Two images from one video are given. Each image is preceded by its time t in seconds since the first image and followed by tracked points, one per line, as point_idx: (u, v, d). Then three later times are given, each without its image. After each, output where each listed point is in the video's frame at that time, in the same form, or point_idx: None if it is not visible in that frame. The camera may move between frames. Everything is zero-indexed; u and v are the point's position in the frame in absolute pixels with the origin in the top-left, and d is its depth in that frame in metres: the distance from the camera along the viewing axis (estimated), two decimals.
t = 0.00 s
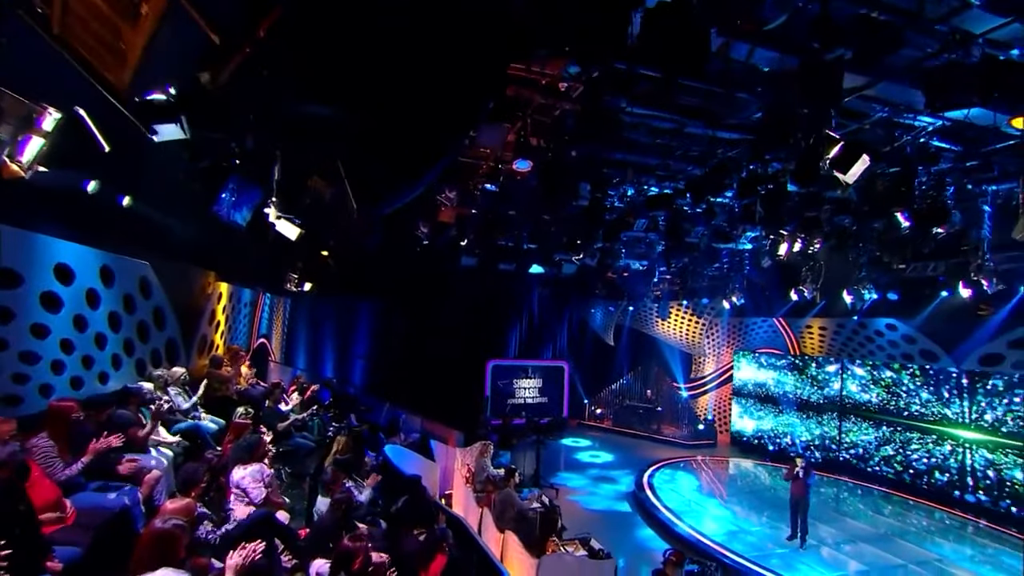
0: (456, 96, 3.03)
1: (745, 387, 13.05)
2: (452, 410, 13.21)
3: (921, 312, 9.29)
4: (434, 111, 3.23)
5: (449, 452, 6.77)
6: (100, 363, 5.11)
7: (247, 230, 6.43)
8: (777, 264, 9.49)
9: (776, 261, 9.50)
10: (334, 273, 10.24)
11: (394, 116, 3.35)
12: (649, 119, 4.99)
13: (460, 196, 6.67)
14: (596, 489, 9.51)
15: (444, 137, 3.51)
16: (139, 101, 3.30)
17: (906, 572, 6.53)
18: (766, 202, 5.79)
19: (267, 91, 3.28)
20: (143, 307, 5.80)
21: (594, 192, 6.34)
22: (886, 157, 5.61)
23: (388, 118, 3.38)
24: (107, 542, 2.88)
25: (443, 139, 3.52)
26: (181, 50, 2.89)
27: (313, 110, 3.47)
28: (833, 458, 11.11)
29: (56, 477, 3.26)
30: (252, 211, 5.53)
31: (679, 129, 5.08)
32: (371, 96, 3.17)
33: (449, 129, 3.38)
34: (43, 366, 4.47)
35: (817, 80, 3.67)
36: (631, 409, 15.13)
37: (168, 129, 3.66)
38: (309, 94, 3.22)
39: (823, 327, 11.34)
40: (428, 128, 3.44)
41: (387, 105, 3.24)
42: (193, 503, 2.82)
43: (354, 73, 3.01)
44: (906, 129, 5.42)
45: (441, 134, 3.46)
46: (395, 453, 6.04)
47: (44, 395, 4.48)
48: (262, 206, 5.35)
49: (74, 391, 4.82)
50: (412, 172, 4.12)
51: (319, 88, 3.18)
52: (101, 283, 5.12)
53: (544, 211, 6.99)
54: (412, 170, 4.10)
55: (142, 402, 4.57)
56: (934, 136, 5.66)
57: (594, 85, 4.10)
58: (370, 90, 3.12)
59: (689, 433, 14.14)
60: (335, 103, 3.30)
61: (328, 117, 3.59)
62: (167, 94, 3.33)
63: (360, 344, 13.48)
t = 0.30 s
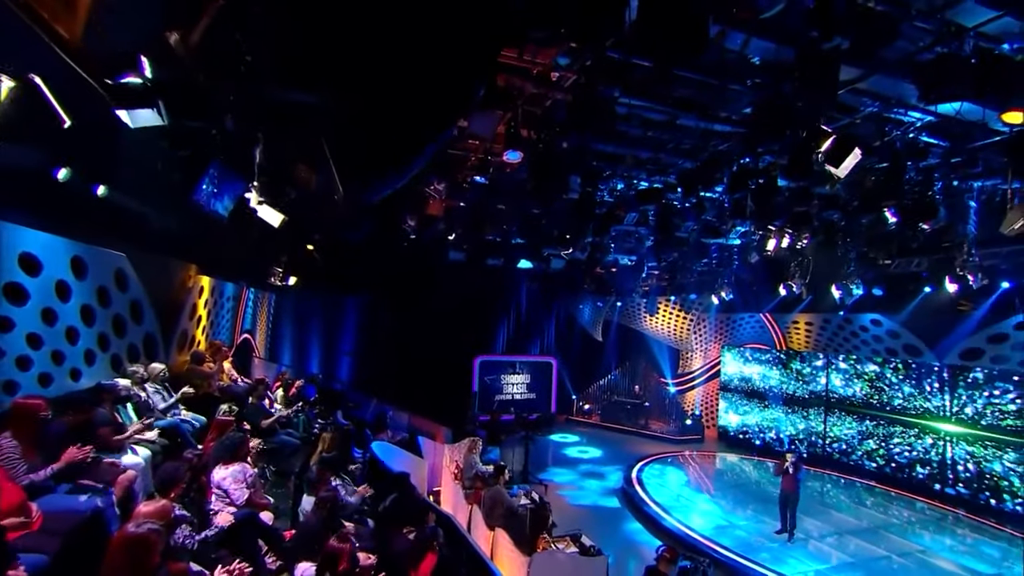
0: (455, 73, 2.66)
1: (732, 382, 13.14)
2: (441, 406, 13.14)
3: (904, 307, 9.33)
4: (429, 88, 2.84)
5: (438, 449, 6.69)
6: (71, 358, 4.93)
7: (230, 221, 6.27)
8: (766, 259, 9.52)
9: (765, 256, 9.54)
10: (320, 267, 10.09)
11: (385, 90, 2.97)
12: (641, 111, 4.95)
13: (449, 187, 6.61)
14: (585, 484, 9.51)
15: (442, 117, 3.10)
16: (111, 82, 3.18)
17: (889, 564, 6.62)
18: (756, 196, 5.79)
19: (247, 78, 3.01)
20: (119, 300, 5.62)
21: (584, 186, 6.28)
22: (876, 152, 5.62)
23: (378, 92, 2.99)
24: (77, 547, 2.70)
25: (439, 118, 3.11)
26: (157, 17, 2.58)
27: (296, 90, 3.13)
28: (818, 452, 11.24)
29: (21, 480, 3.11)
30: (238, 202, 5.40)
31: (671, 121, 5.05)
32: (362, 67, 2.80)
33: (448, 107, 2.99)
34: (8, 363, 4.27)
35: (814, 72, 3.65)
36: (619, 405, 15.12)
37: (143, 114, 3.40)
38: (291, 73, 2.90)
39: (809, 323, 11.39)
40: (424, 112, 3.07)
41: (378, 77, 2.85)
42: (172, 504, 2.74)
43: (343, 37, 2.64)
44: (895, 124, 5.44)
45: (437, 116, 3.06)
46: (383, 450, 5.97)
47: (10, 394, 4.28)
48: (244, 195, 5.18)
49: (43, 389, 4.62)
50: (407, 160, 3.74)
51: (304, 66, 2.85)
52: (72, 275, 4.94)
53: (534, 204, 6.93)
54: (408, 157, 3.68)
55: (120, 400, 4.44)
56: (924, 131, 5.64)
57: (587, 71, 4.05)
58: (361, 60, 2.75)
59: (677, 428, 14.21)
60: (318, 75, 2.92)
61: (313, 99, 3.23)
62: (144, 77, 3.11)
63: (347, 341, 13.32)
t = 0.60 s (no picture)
0: (444, 71, 2.50)
1: (719, 376, 13.21)
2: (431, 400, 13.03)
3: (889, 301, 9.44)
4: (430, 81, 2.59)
5: (427, 444, 6.61)
6: (40, 353, 4.67)
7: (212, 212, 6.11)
8: (754, 253, 9.55)
9: (753, 250, 9.57)
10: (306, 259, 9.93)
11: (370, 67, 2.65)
12: (633, 101, 4.89)
13: (438, 178, 6.50)
14: (573, 478, 9.51)
15: (437, 112, 2.86)
16: (82, 63, 2.96)
17: (873, 553, 6.68)
18: (748, 188, 5.76)
19: (224, 55, 2.89)
20: (93, 291, 5.40)
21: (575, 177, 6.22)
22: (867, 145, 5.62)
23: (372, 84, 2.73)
24: (47, 546, 2.56)
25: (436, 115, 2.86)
26: None
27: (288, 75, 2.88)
28: (804, 445, 11.33)
29: None
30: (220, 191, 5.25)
31: (664, 111, 4.99)
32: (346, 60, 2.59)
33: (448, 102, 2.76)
34: None
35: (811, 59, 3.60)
36: (607, 399, 15.11)
37: (116, 97, 3.21)
38: (273, 58, 2.69)
39: (796, 316, 11.48)
40: (406, 113, 2.90)
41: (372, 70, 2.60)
42: (145, 506, 2.64)
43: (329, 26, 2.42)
44: (886, 117, 5.44)
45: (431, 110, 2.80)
46: (371, 444, 5.91)
47: None
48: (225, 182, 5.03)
49: (8, 385, 4.36)
50: (382, 157, 3.56)
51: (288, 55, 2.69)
52: (41, 264, 4.64)
53: (523, 196, 6.84)
54: (390, 148, 3.44)
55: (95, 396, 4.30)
56: (914, 125, 5.62)
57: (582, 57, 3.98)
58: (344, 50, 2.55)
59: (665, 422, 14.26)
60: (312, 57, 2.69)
61: (293, 84, 3.00)
62: (117, 57, 2.92)
63: (332, 336, 13.21)
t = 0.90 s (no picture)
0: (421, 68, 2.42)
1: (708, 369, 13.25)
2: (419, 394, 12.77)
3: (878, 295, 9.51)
4: (413, 60, 2.38)
5: (416, 438, 6.51)
6: (11, 346, 4.47)
7: (195, 200, 5.94)
8: (745, 246, 9.55)
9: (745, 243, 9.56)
10: (293, 251, 9.77)
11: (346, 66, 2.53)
12: (627, 89, 4.82)
13: (429, 167, 6.38)
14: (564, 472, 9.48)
15: (419, 99, 2.65)
16: (54, 40, 2.79)
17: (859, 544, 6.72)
18: (741, 180, 5.72)
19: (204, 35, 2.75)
20: (68, 282, 5.27)
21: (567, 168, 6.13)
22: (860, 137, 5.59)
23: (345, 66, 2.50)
24: (17, 548, 2.44)
25: (415, 102, 2.63)
26: None
27: (268, 52, 2.66)
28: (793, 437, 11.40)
29: None
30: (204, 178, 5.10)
31: (659, 101, 4.92)
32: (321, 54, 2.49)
33: (429, 84, 2.55)
34: None
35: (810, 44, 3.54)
36: (598, 392, 15.15)
37: (91, 77, 3.09)
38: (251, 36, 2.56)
39: (785, 309, 11.56)
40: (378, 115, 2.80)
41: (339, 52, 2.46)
42: (122, 507, 2.59)
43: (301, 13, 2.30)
44: (880, 108, 5.41)
45: (408, 96, 2.58)
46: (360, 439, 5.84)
47: None
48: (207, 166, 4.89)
49: None
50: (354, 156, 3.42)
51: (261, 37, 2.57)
52: (9, 252, 4.48)
53: (515, 187, 6.75)
54: (357, 144, 3.16)
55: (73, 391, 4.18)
56: (907, 117, 5.59)
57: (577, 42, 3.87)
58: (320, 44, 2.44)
59: (655, 415, 14.29)
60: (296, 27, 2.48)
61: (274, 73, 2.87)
62: (91, 35, 2.85)
63: (321, 330, 13.05)
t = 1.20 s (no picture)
0: (412, 51, 2.33)
1: (697, 361, 13.27)
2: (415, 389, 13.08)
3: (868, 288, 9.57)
4: (398, 50, 2.31)
5: (407, 432, 6.43)
6: None
7: (178, 187, 5.78)
8: (738, 239, 9.52)
9: (737, 236, 9.52)
10: (281, 243, 9.58)
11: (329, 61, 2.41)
12: (623, 77, 4.76)
13: (420, 157, 6.27)
14: (555, 466, 9.44)
15: (405, 88, 2.56)
16: (23, 18, 2.67)
17: (850, 535, 6.75)
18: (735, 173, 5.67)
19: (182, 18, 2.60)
20: (43, 273, 4.94)
21: (561, 159, 6.06)
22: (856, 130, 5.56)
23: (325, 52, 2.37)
24: None
25: (405, 87, 2.53)
26: None
27: (230, 51, 2.46)
28: (783, 429, 11.49)
29: None
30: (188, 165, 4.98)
31: (656, 89, 4.84)
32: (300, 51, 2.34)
33: (419, 69, 2.46)
34: None
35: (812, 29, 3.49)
36: (588, 386, 15.16)
37: (64, 57, 2.92)
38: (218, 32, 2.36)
39: (776, 303, 11.47)
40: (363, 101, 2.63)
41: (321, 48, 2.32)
42: (98, 508, 2.52)
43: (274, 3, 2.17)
44: (875, 101, 5.37)
45: (398, 80, 2.47)
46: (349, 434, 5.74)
47: None
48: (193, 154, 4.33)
49: None
50: (337, 139, 3.29)
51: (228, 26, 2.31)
52: None
53: (507, 177, 6.64)
54: (344, 130, 3.05)
55: (50, 387, 4.04)
56: (902, 109, 5.55)
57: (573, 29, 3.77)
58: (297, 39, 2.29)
59: (646, 408, 14.29)
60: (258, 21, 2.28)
61: (246, 59, 2.62)
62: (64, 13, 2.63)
63: (311, 321, 12.68)
